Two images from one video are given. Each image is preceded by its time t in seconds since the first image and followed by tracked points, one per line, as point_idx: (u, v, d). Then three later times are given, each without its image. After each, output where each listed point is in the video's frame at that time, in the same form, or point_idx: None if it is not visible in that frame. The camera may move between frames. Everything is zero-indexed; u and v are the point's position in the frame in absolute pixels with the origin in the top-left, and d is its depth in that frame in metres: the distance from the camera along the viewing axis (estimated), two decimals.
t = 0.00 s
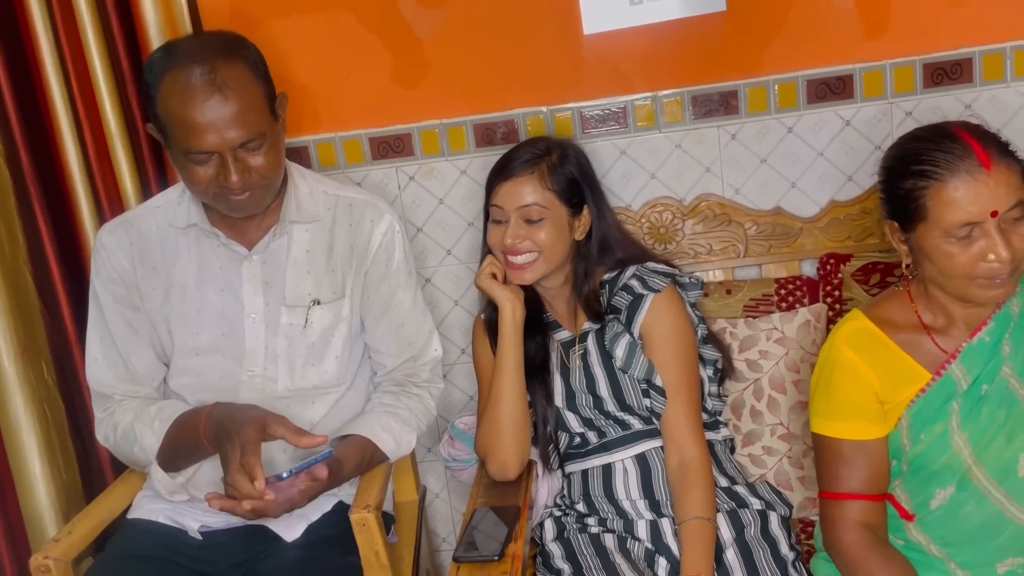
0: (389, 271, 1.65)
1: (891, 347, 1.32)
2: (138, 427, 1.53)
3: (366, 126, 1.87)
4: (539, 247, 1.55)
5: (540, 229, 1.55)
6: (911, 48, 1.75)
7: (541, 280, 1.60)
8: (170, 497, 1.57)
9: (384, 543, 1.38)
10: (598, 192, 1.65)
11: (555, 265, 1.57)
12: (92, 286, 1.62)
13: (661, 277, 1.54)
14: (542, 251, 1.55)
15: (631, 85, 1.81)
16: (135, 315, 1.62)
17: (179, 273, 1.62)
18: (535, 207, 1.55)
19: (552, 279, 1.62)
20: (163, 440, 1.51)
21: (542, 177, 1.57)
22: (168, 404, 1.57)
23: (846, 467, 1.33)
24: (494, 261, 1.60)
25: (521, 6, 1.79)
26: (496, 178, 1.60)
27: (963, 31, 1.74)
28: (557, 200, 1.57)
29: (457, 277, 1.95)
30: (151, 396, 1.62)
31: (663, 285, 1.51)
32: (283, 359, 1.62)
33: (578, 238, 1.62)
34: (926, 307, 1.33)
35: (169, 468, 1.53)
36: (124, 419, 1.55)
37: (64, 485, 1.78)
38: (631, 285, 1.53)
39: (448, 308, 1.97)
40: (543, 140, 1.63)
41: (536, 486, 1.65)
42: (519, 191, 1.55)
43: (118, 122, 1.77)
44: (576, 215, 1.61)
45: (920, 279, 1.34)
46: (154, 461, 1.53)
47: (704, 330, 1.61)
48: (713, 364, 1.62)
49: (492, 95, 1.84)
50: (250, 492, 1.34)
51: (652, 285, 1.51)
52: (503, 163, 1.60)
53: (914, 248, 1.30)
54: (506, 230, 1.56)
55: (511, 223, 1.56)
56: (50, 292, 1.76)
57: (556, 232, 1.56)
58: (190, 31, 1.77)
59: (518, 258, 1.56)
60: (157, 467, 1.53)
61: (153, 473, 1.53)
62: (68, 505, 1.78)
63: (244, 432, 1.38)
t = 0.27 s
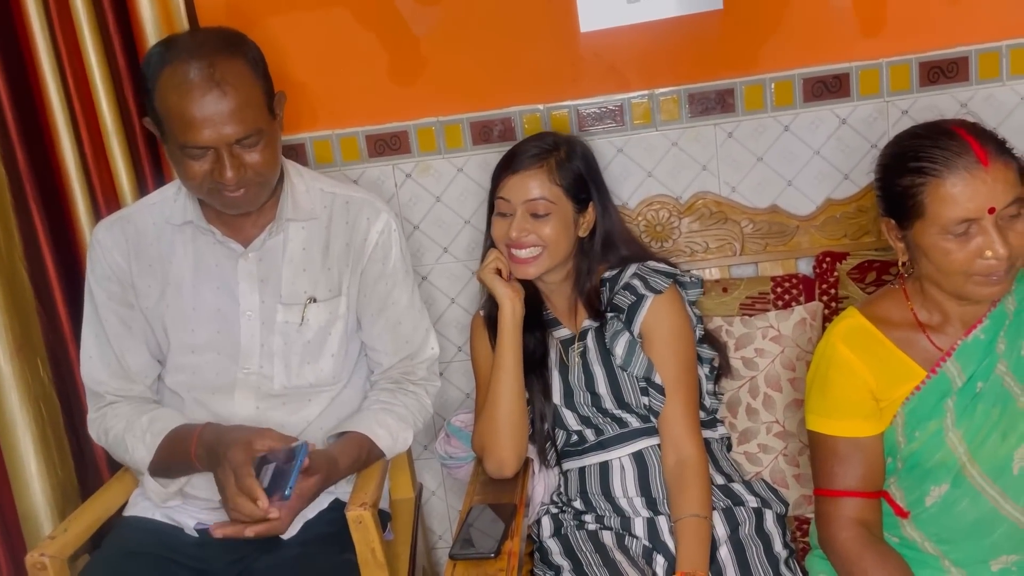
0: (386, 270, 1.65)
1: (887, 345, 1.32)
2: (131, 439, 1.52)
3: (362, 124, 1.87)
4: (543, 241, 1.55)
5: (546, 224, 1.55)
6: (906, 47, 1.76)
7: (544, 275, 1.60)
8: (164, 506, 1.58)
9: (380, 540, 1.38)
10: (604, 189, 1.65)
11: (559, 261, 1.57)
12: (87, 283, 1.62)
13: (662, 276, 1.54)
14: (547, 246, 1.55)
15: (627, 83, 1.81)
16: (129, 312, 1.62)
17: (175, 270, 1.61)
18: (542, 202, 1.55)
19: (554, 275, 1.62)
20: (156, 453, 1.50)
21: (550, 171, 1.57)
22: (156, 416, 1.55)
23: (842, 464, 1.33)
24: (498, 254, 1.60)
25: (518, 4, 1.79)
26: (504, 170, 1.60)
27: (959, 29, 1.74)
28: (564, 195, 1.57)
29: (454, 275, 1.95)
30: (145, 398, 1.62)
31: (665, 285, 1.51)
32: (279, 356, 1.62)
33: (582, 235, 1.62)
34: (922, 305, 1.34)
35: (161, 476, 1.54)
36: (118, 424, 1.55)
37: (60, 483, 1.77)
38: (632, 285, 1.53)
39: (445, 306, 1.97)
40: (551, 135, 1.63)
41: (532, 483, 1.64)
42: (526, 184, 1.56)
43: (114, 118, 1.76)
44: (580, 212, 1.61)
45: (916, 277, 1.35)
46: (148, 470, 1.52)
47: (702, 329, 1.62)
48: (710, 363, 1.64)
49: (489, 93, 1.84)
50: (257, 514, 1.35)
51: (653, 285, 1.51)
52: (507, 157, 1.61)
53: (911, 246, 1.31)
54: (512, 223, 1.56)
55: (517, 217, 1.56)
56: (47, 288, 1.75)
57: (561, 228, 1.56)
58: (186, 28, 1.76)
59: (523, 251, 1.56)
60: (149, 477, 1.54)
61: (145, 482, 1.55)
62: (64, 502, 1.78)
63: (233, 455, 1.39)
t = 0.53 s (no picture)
0: (381, 264, 1.66)
1: (884, 343, 1.33)
2: (111, 445, 1.52)
3: (359, 121, 1.87)
4: (536, 241, 1.54)
5: (539, 224, 1.55)
6: (904, 44, 1.75)
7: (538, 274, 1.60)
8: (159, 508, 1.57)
9: (377, 537, 1.38)
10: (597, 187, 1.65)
11: (552, 260, 1.57)
12: (81, 282, 1.61)
13: (658, 274, 1.53)
14: (540, 246, 1.55)
15: (625, 80, 1.81)
16: (122, 312, 1.61)
17: (170, 268, 1.61)
18: (535, 202, 1.55)
19: (549, 273, 1.62)
20: (139, 457, 1.49)
21: (543, 171, 1.56)
22: (134, 422, 1.53)
23: (839, 462, 1.34)
24: (491, 253, 1.60)
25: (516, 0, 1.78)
26: (497, 170, 1.60)
27: (957, 26, 1.74)
28: (557, 195, 1.57)
29: (451, 272, 1.95)
30: (135, 400, 1.61)
31: (660, 283, 1.51)
32: (275, 353, 1.61)
33: (576, 234, 1.62)
34: (919, 303, 1.34)
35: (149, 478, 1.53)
36: (104, 428, 1.54)
37: (56, 480, 1.77)
38: (628, 282, 1.53)
39: (441, 304, 1.97)
40: (547, 134, 1.62)
41: (529, 480, 1.64)
42: (519, 184, 1.55)
43: (109, 113, 1.76)
44: (574, 212, 1.61)
45: (914, 275, 1.35)
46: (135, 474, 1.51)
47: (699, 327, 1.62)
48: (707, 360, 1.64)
49: (486, 90, 1.83)
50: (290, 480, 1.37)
51: (648, 283, 1.51)
52: (504, 153, 1.60)
53: (910, 243, 1.31)
54: (505, 223, 1.56)
55: (510, 217, 1.56)
56: (43, 286, 1.75)
57: (555, 227, 1.56)
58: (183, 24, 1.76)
59: (516, 250, 1.56)
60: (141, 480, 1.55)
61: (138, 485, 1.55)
62: (60, 500, 1.78)
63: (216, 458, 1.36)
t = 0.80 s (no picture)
0: (373, 253, 1.65)
1: (881, 340, 1.33)
2: (112, 442, 1.52)
3: (356, 118, 1.87)
4: (530, 239, 1.55)
5: (533, 222, 1.55)
6: (900, 42, 1.76)
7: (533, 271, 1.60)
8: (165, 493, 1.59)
9: (375, 533, 1.38)
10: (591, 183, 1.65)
11: (546, 258, 1.57)
12: (76, 277, 1.60)
13: (654, 271, 1.54)
14: (534, 244, 1.55)
15: (622, 77, 1.81)
16: (123, 307, 1.61)
17: (167, 263, 1.60)
18: (528, 200, 1.55)
19: (545, 269, 1.62)
20: (145, 454, 1.50)
21: (537, 168, 1.56)
22: (137, 416, 1.54)
23: (835, 459, 1.34)
24: (486, 250, 1.60)
25: None
26: (490, 168, 1.60)
27: (954, 24, 1.74)
28: (550, 193, 1.57)
29: (449, 268, 1.95)
30: (138, 397, 1.60)
31: (656, 280, 1.52)
32: (275, 344, 1.62)
33: (572, 231, 1.62)
34: (916, 301, 1.34)
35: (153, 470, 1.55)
36: (103, 424, 1.54)
37: (52, 477, 1.77)
38: (624, 279, 1.54)
39: (439, 300, 1.97)
40: (538, 132, 1.62)
41: (526, 476, 1.64)
42: (513, 182, 1.55)
43: (105, 108, 1.76)
44: (568, 210, 1.61)
45: (912, 272, 1.35)
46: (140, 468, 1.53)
47: (696, 324, 1.62)
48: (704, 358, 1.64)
49: (483, 86, 1.83)
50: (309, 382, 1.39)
51: (645, 280, 1.52)
52: (501, 149, 1.60)
53: (908, 239, 1.31)
54: (499, 221, 1.56)
55: (504, 215, 1.56)
56: (39, 282, 1.75)
57: (549, 224, 1.56)
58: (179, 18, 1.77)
59: (510, 248, 1.56)
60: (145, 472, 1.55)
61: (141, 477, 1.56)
62: (57, 498, 1.78)
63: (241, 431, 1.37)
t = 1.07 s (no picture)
0: (369, 248, 1.65)
1: (877, 336, 1.33)
2: (117, 429, 1.50)
3: (353, 114, 1.86)
4: (526, 236, 1.54)
5: (528, 218, 1.55)
6: (898, 38, 1.75)
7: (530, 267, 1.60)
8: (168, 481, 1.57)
9: (371, 530, 1.38)
10: (588, 180, 1.65)
11: (542, 255, 1.57)
12: (73, 269, 1.58)
13: (650, 266, 1.53)
14: (529, 240, 1.54)
15: (619, 73, 1.80)
16: (123, 298, 1.59)
17: (165, 256, 1.60)
18: (523, 196, 1.55)
19: (542, 266, 1.62)
20: (152, 438, 1.50)
21: (531, 165, 1.56)
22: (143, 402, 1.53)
23: (832, 455, 1.34)
24: (483, 247, 1.60)
25: None
26: (486, 165, 1.60)
27: (951, 21, 1.74)
28: (546, 189, 1.57)
29: (445, 265, 1.95)
30: (136, 387, 1.59)
31: (653, 275, 1.51)
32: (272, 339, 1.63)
33: (568, 228, 1.62)
34: (913, 297, 1.34)
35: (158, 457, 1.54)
36: (105, 413, 1.52)
37: (48, 473, 1.77)
38: (620, 274, 1.53)
39: (436, 297, 1.97)
40: (533, 128, 1.62)
41: (523, 473, 1.65)
42: (508, 179, 1.55)
43: (102, 108, 1.75)
44: (565, 205, 1.60)
45: (908, 268, 1.35)
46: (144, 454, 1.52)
47: (691, 320, 1.61)
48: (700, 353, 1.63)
49: (481, 83, 1.83)
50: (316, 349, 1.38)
51: (642, 274, 1.51)
52: (497, 146, 1.60)
53: (905, 235, 1.31)
54: (494, 217, 1.56)
55: (499, 212, 1.56)
56: (35, 279, 1.74)
57: (544, 221, 1.55)
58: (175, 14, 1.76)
59: (505, 245, 1.55)
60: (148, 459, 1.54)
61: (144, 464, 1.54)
62: (52, 495, 1.78)
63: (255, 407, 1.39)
